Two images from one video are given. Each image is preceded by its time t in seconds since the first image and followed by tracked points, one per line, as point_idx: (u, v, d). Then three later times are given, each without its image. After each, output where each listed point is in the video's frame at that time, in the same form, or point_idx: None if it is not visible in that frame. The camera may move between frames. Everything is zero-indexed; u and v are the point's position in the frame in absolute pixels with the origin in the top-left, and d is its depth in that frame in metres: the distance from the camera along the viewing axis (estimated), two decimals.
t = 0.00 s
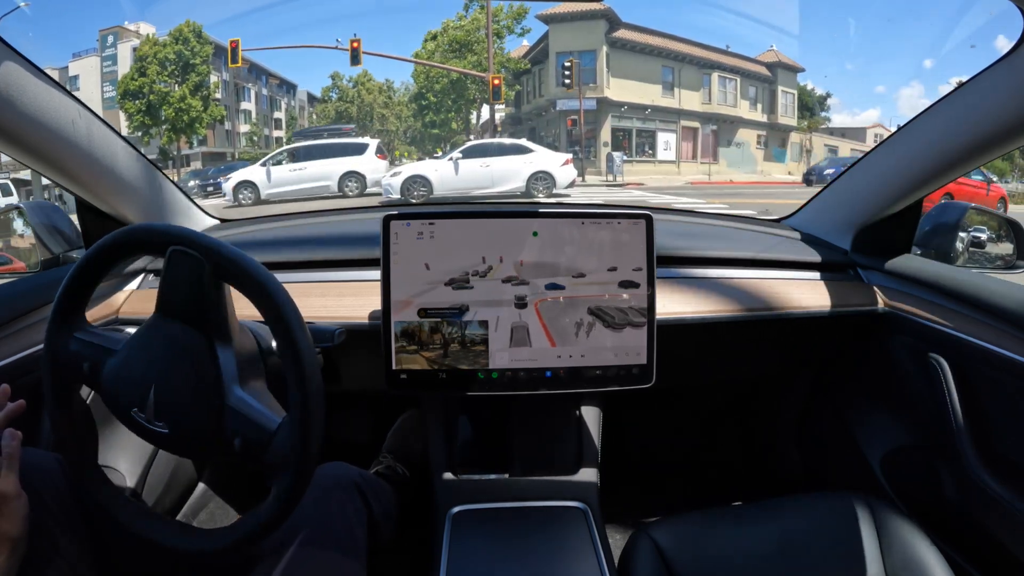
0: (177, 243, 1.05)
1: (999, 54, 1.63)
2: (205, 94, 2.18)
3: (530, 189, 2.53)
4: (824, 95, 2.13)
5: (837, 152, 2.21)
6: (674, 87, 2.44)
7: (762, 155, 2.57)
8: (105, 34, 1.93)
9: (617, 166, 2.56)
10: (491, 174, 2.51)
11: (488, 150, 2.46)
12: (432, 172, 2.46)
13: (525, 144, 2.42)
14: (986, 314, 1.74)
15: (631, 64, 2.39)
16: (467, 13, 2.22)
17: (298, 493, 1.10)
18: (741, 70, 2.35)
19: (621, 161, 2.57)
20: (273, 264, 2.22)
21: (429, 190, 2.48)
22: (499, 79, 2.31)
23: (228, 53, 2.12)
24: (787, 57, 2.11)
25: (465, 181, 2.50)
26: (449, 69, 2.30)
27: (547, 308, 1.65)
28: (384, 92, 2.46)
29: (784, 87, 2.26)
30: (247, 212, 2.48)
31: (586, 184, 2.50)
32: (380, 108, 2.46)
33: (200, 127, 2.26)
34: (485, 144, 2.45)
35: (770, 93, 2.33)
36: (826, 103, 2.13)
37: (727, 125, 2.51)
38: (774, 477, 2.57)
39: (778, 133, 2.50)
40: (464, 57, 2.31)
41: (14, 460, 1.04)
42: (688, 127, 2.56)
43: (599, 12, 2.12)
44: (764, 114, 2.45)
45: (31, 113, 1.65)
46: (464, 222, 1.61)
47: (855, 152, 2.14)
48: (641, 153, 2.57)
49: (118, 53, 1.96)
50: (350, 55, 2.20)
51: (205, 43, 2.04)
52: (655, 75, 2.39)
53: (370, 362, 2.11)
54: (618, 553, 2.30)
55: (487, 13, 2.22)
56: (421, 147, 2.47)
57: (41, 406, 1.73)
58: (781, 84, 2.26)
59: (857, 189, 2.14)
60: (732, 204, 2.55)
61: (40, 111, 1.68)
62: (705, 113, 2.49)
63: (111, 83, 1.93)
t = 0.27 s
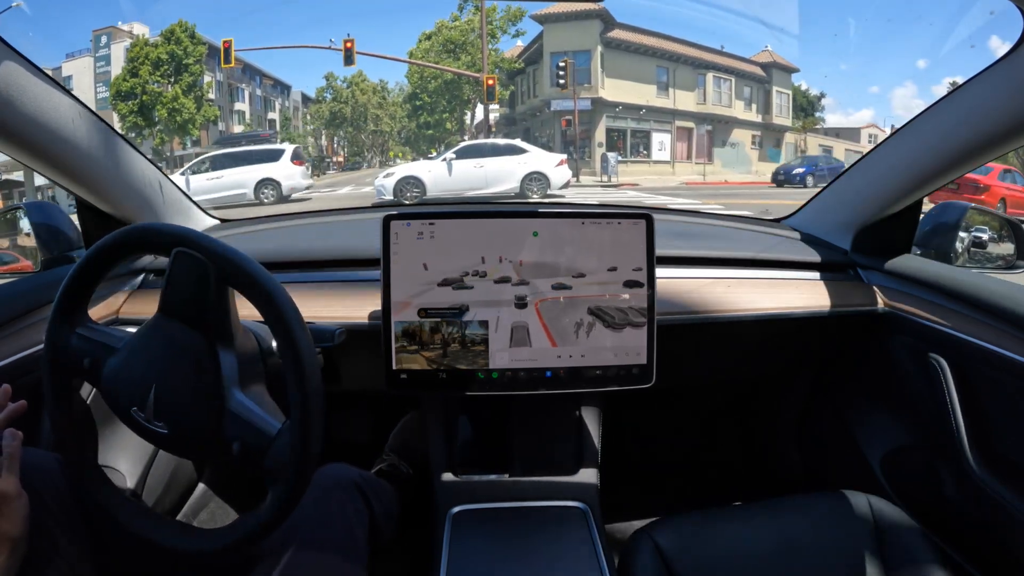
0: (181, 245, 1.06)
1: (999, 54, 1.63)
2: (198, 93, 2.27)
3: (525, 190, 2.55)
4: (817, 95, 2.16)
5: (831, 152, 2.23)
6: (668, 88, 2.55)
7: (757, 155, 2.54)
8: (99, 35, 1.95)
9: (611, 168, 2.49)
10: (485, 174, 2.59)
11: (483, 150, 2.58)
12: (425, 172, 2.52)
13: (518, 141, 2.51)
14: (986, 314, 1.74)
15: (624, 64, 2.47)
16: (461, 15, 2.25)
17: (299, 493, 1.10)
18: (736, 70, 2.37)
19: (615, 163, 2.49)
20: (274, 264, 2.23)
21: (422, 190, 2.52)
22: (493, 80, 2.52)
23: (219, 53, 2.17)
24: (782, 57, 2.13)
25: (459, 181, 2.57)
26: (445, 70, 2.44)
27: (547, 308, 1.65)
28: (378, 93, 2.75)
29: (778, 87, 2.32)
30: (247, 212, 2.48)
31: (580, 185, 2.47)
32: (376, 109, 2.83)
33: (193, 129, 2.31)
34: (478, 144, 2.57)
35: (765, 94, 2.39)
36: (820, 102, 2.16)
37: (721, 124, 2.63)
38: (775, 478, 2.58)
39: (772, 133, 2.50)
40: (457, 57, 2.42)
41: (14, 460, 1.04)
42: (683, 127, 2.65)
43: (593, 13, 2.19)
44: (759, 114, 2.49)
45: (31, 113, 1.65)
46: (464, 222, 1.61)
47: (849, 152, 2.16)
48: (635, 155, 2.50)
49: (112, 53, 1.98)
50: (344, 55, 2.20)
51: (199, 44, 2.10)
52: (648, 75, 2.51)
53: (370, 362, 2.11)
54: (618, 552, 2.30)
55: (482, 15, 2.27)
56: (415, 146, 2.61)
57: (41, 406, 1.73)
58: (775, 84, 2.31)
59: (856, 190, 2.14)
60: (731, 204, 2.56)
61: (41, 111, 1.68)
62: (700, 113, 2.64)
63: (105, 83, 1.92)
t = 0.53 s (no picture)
0: (180, 246, 1.06)
1: (999, 54, 1.63)
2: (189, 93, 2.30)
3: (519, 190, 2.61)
4: (812, 95, 2.17)
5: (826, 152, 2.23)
6: (664, 87, 2.62)
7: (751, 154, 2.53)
8: (93, 34, 1.95)
9: (604, 167, 2.65)
10: (479, 174, 2.65)
11: (476, 150, 2.60)
12: (419, 172, 2.59)
13: (512, 142, 2.53)
14: (986, 314, 1.73)
15: (619, 64, 2.53)
16: (456, 14, 2.23)
17: (298, 493, 1.09)
18: (730, 70, 2.43)
19: (611, 161, 2.69)
20: (273, 263, 2.23)
21: (416, 190, 2.55)
22: (487, 79, 2.44)
23: (213, 51, 2.14)
24: (776, 56, 2.17)
25: (452, 181, 2.62)
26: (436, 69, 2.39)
27: (547, 308, 1.65)
28: (373, 93, 2.68)
29: (773, 87, 2.34)
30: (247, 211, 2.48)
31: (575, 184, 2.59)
32: (370, 108, 2.76)
33: (187, 128, 2.35)
34: (472, 143, 2.60)
35: (760, 93, 2.39)
36: (813, 103, 2.18)
37: (715, 123, 2.70)
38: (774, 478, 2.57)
39: (767, 133, 2.46)
40: (451, 57, 2.39)
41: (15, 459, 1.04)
42: (678, 127, 2.79)
43: (588, 12, 2.23)
44: (754, 114, 2.48)
45: (31, 113, 1.65)
46: (464, 222, 1.61)
47: (844, 152, 2.16)
48: (631, 154, 2.72)
49: (105, 53, 1.99)
50: (338, 54, 2.20)
51: (191, 43, 2.08)
52: (644, 75, 2.55)
53: (370, 362, 2.12)
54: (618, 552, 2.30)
55: (475, 14, 2.25)
56: (410, 147, 2.64)
57: (41, 406, 1.73)
58: (770, 84, 2.34)
59: (856, 190, 2.14)
60: (731, 203, 2.56)
61: (40, 110, 1.68)
62: (695, 113, 2.71)
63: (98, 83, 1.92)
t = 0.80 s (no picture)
0: (181, 246, 1.06)
1: (998, 53, 1.63)
2: (184, 93, 2.12)
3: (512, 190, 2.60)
4: (807, 96, 2.16)
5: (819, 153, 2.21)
6: (658, 87, 2.45)
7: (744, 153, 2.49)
8: (85, 34, 1.83)
9: (600, 167, 2.66)
10: (473, 175, 2.63)
11: (470, 150, 2.60)
12: (411, 173, 2.56)
13: (506, 143, 2.55)
14: (985, 313, 1.74)
15: (613, 65, 2.58)
16: (450, 14, 2.26)
17: (298, 493, 1.10)
18: (726, 70, 2.35)
19: (605, 162, 2.68)
20: (274, 263, 2.22)
21: (409, 191, 2.57)
22: (481, 79, 2.46)
23: (206, 52, 2.04)
24: (771, 57, 2.16)
25: (445, 181, 2.61)
26: (430, 69, 2.36)
27: (546, 308, 1.65)
28: (365, 93, 2.66)
29: (768, 88, 2.30)
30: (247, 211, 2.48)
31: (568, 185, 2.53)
32: (364, 109, 2.74)
33: (181, 129, 2.18)
34: (467, 144, 2.60)
35: (754, 94, 2.36)
36: (808, 104, 2.17)
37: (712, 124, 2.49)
38: (774, 476, 2.58)
39: (762, 134, 2.43)
40: (445, 57, 2.37)
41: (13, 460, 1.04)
42: (672, 127, 2.62)
43: (585, 12, 2.28)
44: (749, 115, 2.43)
45: (32, 113, 1.65)
46: (464, 221, 1.61)
47: (838, 152, 2.15)
48: (625, 155, 2.70)
49: (99, 54, 1.84)
50: (332, 54, 2.20)
51: (185, 44, 1.97)
52: (638, 76, 2.51)
53: (371, 362, 2.12)
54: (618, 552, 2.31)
55: (469, 14, 2.33)
56: (405, 148, 2.63)
57: (41, 406, 1.73)
58: (766, 85, 2.30)
59: (856, 190, 2.14)
60: (731, 203, 2.56)
61: (40, 110, 1.68)
62: (690, 113, 2.48)
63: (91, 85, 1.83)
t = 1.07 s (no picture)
0: (182, 246, 1.06)
1: (998, 53, 1.63)
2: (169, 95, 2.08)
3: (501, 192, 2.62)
4: (796, 96, 2.15)
5: (809, 152, 2.27)
6: (646, 87, 2.50)
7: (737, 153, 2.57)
8: (71, 35, 1.79)
9: (590, 167, 2.69)
10: (460, 176, 2.65)
11: (456, 151, 2.61)
12: (397, 175, 2.64)
13: (495, 146, 2.53)
14: (985, 313, 1.74)
15: (602, 64, 2.53)
16: (437, 12, 2.22)
17: (298, 494, 1.09)
18: (715, 70, 2.36)
19: (594, 163, 2.69)
20: (274, 263, 2.22)
21: (394, 194, 2.65)
22: (469, 79, 2.46)
23: (190, 52, 2.04)
24: (761, 56, 2.15)
25: (431, 184, 2.64)
26: (416, 69, 2.35)
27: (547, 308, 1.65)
28: (353, 94, 2.65)
29: (757, 87, 2.30)
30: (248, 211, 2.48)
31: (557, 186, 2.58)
32: (352, 110, 2.75)
33: (166, 131, 2.10)
34: (454, 144, 2.61)
35: (744, 93, 2.36)
36: (797, 104, 2.15)
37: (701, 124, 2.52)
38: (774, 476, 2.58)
39: (751, 133, 2.50)
40: (432, 56, 2.33)
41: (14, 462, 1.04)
42: (662, 127, 2.56)
43: (572, 11, 2.25)
44: (738, 114, 2.47)
45: (32, 113, 1.65)
46: (464, 221, 1.61)
47: (827, 151, 2.20)
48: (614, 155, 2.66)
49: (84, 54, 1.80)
50: (317, 54, 2.19)
51: (170, 44, 1.97)
52: (628, 76, 2.48)
53: (371, 361, 2.12)
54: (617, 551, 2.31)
55: (456, 14, 2.25)
56: (393, 149, 2.69)
57: (41, 406, 1.73)
58: (755, 85, 2.28)
59: (857, 190, 2.14)
60: (731, 203, 2.56)
61: (41, 110, 1.68)
62: (679, 114, 2.52)
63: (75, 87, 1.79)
